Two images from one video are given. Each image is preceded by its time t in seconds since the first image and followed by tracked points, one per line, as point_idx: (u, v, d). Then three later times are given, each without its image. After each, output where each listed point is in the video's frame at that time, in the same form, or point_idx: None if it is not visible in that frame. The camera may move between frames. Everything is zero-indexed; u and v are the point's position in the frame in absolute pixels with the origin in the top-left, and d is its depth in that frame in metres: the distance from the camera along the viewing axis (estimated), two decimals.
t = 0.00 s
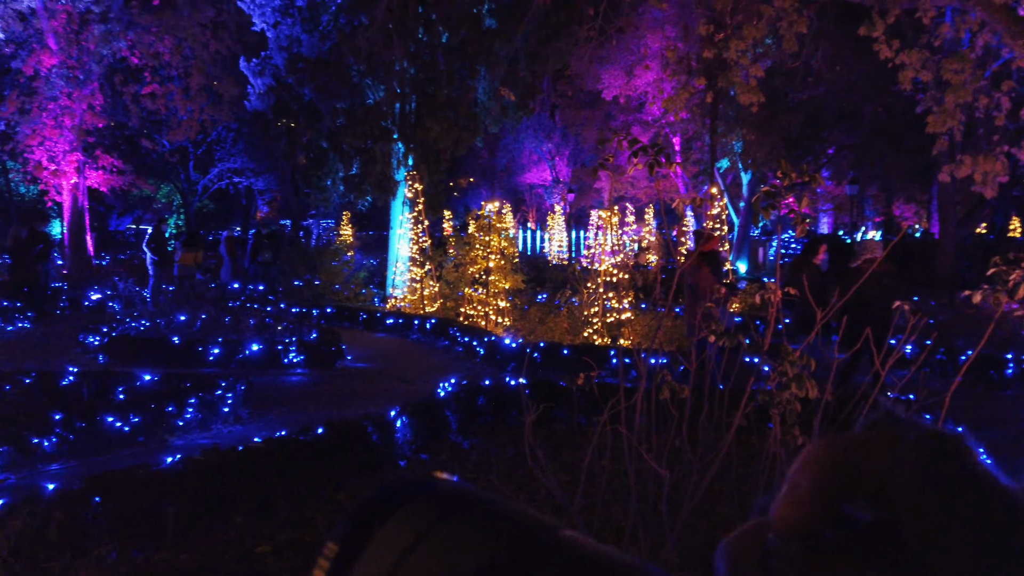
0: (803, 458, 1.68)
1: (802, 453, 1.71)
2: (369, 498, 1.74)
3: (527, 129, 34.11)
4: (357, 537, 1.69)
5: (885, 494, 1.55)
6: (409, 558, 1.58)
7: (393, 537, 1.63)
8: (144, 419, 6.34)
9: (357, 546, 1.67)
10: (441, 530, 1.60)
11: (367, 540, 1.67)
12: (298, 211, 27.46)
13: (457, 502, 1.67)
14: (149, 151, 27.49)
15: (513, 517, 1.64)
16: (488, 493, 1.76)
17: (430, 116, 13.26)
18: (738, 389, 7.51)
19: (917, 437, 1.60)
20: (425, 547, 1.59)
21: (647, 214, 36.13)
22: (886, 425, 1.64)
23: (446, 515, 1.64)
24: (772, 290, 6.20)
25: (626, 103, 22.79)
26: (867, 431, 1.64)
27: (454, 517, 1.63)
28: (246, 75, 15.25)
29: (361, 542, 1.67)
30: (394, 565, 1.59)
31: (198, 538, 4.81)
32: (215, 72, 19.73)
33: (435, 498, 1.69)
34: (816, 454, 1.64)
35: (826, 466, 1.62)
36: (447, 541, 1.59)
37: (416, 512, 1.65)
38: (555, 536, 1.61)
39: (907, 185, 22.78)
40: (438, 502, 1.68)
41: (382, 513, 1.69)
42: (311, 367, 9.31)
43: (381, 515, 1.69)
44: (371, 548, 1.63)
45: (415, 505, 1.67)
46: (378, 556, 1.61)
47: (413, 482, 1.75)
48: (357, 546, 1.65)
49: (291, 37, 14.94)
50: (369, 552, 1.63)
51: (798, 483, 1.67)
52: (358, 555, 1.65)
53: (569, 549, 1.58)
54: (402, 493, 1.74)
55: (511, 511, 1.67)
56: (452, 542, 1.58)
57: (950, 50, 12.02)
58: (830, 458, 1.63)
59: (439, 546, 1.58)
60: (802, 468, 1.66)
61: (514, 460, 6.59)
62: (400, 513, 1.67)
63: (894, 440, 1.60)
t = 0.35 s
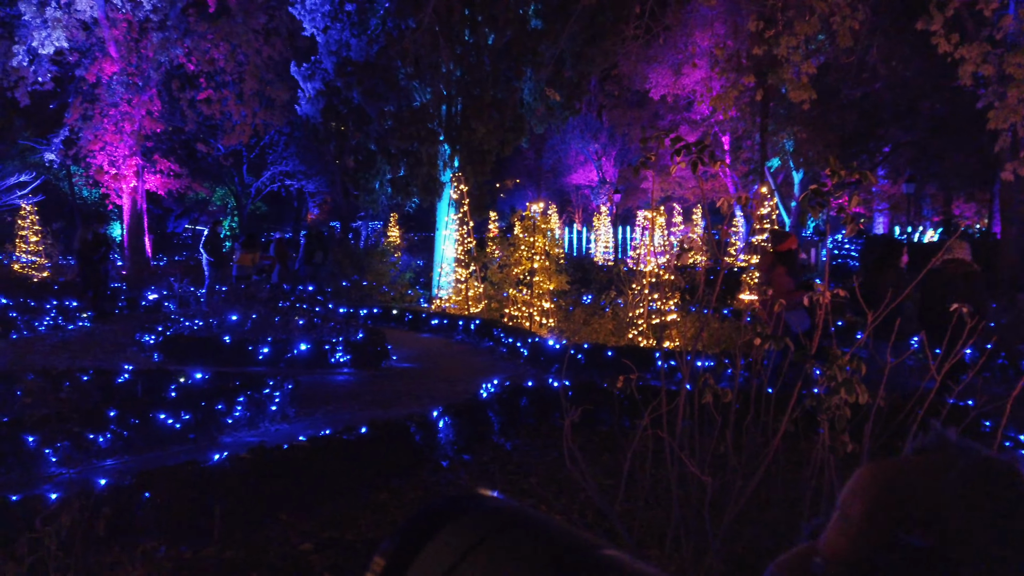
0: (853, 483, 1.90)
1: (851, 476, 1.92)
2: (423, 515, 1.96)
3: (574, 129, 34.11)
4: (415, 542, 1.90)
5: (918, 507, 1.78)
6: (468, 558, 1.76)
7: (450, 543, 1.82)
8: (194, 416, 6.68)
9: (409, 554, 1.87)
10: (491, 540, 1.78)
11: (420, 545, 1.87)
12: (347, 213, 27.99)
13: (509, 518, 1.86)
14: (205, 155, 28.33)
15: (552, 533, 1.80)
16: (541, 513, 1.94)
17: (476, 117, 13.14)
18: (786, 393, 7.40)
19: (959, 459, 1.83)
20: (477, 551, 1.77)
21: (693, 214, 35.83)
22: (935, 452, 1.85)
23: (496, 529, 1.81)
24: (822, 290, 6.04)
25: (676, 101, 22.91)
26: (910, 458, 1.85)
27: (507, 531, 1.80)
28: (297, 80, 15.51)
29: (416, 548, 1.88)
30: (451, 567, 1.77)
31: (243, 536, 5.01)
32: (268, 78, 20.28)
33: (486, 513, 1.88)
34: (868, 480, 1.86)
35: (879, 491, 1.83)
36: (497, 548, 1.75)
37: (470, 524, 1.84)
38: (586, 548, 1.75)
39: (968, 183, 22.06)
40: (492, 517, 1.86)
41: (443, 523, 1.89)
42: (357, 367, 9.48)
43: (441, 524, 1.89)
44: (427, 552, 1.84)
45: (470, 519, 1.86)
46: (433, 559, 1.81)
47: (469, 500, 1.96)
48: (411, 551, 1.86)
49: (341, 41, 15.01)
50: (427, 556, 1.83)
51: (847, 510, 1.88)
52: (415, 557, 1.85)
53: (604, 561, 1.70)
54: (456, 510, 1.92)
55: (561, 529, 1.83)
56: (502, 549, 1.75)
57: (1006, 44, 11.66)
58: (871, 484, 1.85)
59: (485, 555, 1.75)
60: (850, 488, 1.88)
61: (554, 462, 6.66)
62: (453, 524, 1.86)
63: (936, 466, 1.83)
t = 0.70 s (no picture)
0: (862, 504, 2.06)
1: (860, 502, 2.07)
2: (452, 523, 2.31)
3: (604, 130, 33.93)
4: (447, 548, 2.24)
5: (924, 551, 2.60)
6: (499, 562, 2.08)
7: (481, 549, 2.15)
8: (226, 416, 6.83)
9: (442, 557, 2.22)
10: (518, 549, 2.11)
11: (452, 551, 2.21)
12: (378, 214, 28.18)
13: (532, 527, 2.21)
14: (240, 157, 28.78)
15: (570, 540, 2.15)
16: (556, 524, 2.30)
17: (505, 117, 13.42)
18: (818, 397, 7.29)
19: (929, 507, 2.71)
20: (507, 557, 2.09)
21: (725, 215, 35.42)
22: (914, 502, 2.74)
23: (521, 539, 2.15)
24: (857, 292, 5.95)
25: (708, 101, 22.80)
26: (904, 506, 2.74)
27: (530, 541, 2.14)
28: (330, 83, 15.93)
29: (448, 552, 2.21)
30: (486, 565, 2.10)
31: (272, 536, 5.07)
32: (302, 80, 20.57)
33: (510, 525, 2.22)
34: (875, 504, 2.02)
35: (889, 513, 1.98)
36: (526, 553, 2.10)
37: (497, 534, 2.18)
38: (602, 556, 2.11)
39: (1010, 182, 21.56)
40: (515, 528, 2.21)
41: (472, 533, 2.23)
42: (386, 366, 9.62)
43: (471, 532, 2.24)
44: (460, 553, 2.18)
45: (497, 529, 2.20)
46: (467, 560, 2.14)
47: (493, 511, 2.31)
48: (443, 555, 2.20)
49: (372, 43, 15.31)
50: (459, 561, 2.16)
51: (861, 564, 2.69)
52: (448, 558, 2.19)
53: (616, 567, 2.05)
54: (485, 521, 2.27)
55: (579, 540, 2.18)
56: (529, 555, 2.09)
57: None
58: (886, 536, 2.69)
59: (516, 562, 2.08)
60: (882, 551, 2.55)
61: (581, 465, 6.66)
62: (483, 532, 2.21)
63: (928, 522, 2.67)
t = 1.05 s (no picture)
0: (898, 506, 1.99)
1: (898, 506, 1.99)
2: (471, 528, 2.24)
3: (627, 129, 33.78)
4: (465, 552, 2.18)
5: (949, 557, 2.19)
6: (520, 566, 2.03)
7: (504, 551, 2.10)
8: (250, 414, 6.91)
9: (463, 559, 2.15)
10: (544, 551, 2.06)
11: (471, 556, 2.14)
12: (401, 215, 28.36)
13: (558, 529, 2.15)
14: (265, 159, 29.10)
15: (594, 542, 2.10)
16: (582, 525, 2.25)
17: (528, 117, 13.48)
18: (844, 399, 7.22)
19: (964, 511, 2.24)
20: (531, 558, 2.05)
21: (750, 215, 35.13)
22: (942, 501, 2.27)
23: (548, 541, 2.10)
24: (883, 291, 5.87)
25: (732, 100, 22.66)
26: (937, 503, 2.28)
27: (553, 542, 2.09)
28: (354, 84, 15.73)
29: (470, 555, 2.15)
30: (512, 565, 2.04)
31: (294, 533, 5.13)
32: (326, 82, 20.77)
33: (534, 527, 2.17)
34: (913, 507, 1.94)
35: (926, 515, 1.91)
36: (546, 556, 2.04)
37: (516, 538, 2.13)
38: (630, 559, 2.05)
39: None
40: (538, 531, 2.16)
41: (492, 536, 2.18)
42: (408, 366, 9.66)
43: (491, 535, 2.18)
44: (479, 558, 2.11)
45: (517, 533, 2.15)
46: (488, 563, 2.08)
47: (516, 514, 2.27)
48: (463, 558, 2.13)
49: (395, 44, 15.08)
50: (478, 563, 2.11)
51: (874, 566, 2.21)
52: (466, 561, 2.15)
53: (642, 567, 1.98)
54: (504, 523, 2.21)
55: (606, 542, 2.14)
56: (551, 557, 2.03)
57: None
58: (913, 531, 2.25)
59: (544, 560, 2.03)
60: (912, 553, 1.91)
61: (602, 466, 6.64)
62: (502, 538, 2.14)
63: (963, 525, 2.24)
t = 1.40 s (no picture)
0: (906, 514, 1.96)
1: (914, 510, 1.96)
2: (485, 527, 2.23)
3: (644, 129, 33.68)
4: (478, 552, 2.17)
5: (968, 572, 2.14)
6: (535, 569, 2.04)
7: (521, 552, 2.11)
8: (268, 413, 6.97)
9: (477, 561, 2.14)
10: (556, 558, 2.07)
11: (486, 559, 2.14)
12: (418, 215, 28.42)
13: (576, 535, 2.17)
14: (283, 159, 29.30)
15: (610, 553, 2.12)
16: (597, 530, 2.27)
17: (546, 118, 13.68)
18: (864, 401, 7.14)
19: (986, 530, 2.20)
20: (547, 562, 2.06)
21: (768, 215, 34.90)
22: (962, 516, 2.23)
23: (564, 546, 2.12)
24: (904, 289, 5.82)
25: (750, 99, 22.57)
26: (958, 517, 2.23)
27: (568, 548, 2.11)
28: (370, 85, 15.61)
29: (486, 554, 2.15)
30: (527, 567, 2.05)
31: (311, 532, 5.14)
32: (344, 83, 20.88)
33: (550, 531, 2.18)
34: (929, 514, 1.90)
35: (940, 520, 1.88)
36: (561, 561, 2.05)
37: (531, 542, 2.13)
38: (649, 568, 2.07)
39: None
40: (554, 534, 2.17)
41: (505, 541, 2.17)
42: (424, 366, 9.70)
43: (503, 540, 2.18)
44: (496, 559, 2.11)
45: (532, 536, 2.15)
46: (504, 564, 2.08)
47: (532, 513, 2.27)
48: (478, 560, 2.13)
49: (412, 45, 15.08)
50: (493, 566, 2.10)
51: None
52: (478, 566, 2.14)
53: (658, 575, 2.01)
54: (517, 526, 2.20)
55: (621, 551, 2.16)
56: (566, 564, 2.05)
57: None
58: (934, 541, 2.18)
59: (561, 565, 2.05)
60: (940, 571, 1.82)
61: (618, 468, 6.61)
62: (519, 540, 2.15)
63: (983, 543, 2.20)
